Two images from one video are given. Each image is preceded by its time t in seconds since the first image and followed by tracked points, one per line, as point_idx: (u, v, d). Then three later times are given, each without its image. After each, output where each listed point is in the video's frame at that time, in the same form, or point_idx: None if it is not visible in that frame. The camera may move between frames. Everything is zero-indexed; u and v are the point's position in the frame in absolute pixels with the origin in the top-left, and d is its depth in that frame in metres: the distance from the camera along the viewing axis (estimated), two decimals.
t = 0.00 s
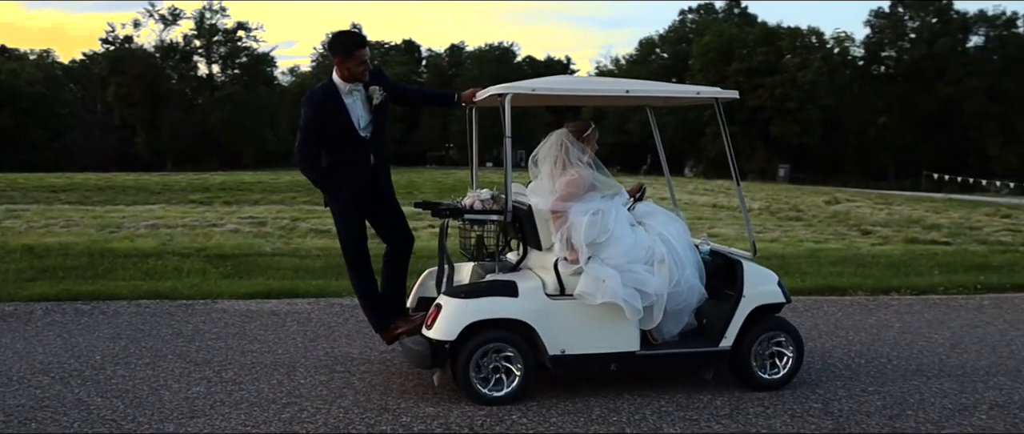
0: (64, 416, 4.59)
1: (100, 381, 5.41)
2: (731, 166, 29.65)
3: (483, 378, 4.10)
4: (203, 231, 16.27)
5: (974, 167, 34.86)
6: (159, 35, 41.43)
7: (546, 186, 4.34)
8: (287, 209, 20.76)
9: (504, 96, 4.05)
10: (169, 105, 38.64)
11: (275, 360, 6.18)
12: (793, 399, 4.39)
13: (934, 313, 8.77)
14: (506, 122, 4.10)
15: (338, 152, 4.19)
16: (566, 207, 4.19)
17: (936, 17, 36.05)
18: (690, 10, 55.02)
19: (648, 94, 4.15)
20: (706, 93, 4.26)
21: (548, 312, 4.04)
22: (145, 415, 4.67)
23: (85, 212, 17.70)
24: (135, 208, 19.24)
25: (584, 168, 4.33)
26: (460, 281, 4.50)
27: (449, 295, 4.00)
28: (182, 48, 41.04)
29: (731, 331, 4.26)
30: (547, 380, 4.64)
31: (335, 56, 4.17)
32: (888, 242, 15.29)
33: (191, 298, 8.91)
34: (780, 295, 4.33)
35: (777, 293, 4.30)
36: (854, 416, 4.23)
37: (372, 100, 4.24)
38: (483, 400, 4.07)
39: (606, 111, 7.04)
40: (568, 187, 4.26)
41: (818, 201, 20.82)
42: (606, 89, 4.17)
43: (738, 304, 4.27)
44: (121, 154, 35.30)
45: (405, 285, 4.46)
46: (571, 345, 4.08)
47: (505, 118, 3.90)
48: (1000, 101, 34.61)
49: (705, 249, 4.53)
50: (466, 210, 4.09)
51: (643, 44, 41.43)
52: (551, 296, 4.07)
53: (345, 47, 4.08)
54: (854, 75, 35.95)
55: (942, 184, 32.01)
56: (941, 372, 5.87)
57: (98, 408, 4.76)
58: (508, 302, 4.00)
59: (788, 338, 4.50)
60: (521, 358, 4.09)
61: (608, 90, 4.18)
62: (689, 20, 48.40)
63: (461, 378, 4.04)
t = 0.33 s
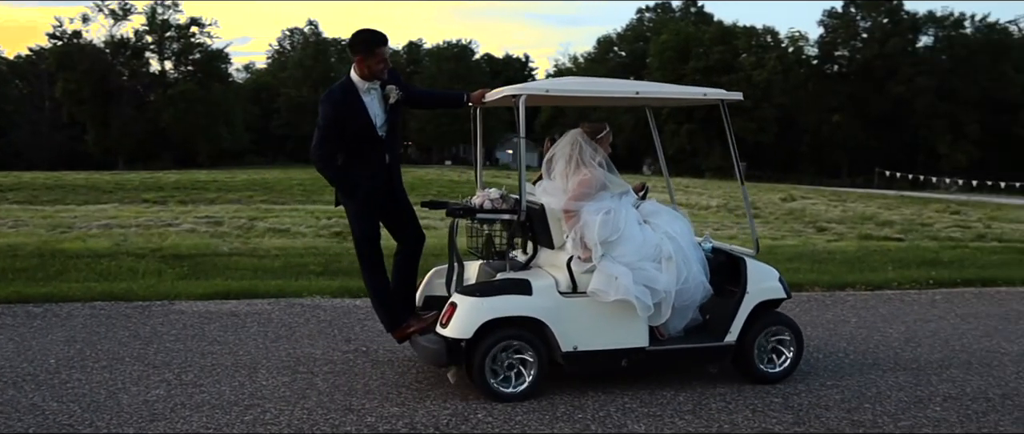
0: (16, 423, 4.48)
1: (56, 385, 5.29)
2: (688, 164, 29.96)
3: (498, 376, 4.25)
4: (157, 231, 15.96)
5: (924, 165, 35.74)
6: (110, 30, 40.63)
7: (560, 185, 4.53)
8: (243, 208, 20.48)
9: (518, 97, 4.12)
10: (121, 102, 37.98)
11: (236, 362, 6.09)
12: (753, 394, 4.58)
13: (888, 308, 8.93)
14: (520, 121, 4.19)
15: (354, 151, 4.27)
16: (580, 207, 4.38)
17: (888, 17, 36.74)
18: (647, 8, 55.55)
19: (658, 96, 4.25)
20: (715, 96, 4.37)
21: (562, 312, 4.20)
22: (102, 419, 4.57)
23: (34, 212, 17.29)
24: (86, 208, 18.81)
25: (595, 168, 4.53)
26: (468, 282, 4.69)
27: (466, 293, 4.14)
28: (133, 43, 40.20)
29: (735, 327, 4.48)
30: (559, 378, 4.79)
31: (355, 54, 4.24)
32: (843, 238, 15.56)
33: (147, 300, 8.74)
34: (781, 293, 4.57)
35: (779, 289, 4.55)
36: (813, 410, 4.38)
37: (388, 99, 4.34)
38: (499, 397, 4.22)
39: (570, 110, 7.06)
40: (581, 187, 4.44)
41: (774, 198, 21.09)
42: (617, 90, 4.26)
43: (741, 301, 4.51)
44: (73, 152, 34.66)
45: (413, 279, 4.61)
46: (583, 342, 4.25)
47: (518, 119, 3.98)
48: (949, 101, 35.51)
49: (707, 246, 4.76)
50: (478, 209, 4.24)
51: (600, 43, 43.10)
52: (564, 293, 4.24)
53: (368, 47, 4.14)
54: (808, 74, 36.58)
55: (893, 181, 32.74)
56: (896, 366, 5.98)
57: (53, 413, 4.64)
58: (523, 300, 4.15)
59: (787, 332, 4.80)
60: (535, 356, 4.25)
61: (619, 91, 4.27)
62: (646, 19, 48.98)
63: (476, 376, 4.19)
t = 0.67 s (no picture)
0: None
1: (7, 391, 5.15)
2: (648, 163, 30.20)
3: (510, 372, 4.33)
4: (110, 231, 15.64)
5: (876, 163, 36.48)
6: (57, 25, 39.72)
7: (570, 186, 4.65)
8: (199, 208, 20.07)
9: (529, 98, 4.18)
10: (71, 98, 37.15)
11: (195, 365, 5.99)
12: (715, 390, 4.70)
13: (844, 304, 9.09)
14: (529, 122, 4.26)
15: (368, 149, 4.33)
16: (591, 205, 4.49)
17: (841, 17, 37.41)
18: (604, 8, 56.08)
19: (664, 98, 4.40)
20: (718, 98, 4.52)
21: (571, 308, 4.30)
22: (55, 424, 4.47)
23: None
24: (35, 209, 18.30)
25: (606, 168, 4.65)
26: (474, 281, 4.79)
27: (480, 291, 4.22)
28: (82, 39, 39.38)
29: (736, 321, 4.64)
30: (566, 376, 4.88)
31: (373, 51, 4.35)
32: (799, 235, 15.82)
33: (100, 302, 8.53)
34: (780, 289, 4.72)
35: (778, 284, 4.72)
36: (773, 405, 4.49)
37: (402, 97, 4.45)
38: (508, 392, 4.32)
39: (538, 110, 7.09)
40: (591, 187, 4.56)
41: (731, 196, 21.36)
42: (627, 93, 4.38)
43: (743, 296, 4.68)
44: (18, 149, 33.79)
45: (422, 274, 4.70)
46: (593, 338, 4.35)
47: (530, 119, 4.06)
48: (899, 100, 36.36)
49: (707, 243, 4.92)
50: (488, 208, 4.33)
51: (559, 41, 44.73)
52: (574, 290, 4.34)
53: (386, 43, 4.26)
54: (763, 73, 37.23)
55: (846, 178, 33.37)
56: (853, 361, 6.08)
57: (6, 420, 4.52)
58: (534, 297, 4.25)
59: (786, 329, 4.97)
60: (546, 353, 4.34)
61: (628, 94, 4.38)
62: (602, 18, 49.45)
63: (489, 373, 4.27)
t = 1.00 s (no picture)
0: None
1: None
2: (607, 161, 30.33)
3: (521, 368, 4.55)
4: (60, 231, 15.36)
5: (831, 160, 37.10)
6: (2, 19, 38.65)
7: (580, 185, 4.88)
8: (153, 208, 19.71)
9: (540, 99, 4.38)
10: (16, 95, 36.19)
11: (152, 368, 5.86)
12: (678, 388, 4.90)
13: (802, 300, 9.22)
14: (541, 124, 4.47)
15: (384, 149, 4.51)
16: (601, 205, 4.71)
17: (796, 17, 37.99)
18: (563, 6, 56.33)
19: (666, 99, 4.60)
20: (721, 99, 4.80)
21: (579, 305, 4.53)
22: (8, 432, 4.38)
23: None
24: None
25: (614, 169, 4.88)
26: (479, 279, 4.97)
27: (494, 291, 4.42)
28: (29, 34, 38.50)
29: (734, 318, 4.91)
30: (577, 370, 5.11)
31: (387, 52, 4.52)
32: (757, 232, 16.02)
33: (53, 305, 8.32)
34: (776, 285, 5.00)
35: (774, 281, 4.99)
36: (734, 402, 4.70)
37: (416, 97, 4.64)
38: (517, 389, 4.53)
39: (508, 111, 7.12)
40: (600, 187, 4.78)
41: (691, 193, 21.58)
42: (634, 94, 4.60)
43: (741, 291, 4.95)
44: None
45: (429, 270, 4.90)
46: (600, 335, 4.59)
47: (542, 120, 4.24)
48: (853, 98, 37.02)
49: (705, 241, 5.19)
50: (497, 208, 4.57)
51: (518, 39, 45.64)
52: (583, 287, 4.57)
53: (400, 42, 4.45)
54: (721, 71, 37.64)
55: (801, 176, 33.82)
56: (812, 356, 6.14)
57: None
58: (546, 296, 4.47)
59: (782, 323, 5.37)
60: (555, 349, 4.57)
61: (635, 95, 4.60)
62: (561, 15, 49.80)
63: (500, 370, 4.48)
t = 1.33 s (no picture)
0: None
1: None
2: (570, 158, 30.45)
3: (530, 366, 4.72)
4: (11, 232, 15.02)
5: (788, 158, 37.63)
6: None
7: (588, 184, 5.03)
8: (108, 208, 19.32)
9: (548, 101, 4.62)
10: None
11: (107, 374, 5.70)
12: (641, 388, 4.94)
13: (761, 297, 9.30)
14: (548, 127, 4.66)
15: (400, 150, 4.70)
16: (609, 205, 4.87)
17: (753, 16, 38.30)
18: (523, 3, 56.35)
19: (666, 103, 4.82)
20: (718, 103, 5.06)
21: (586, 303, 4.71)
22: None
23: None
24: None
25: (620, 170, 5.04)
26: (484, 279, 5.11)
27: (504, 289, 4.58)
28: None
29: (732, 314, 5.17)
30: (580, 367, 5.27)
31: (402, 52, 4.69)
32: (717, 230, 16.16)
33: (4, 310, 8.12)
34: (770, 280, 5.29)
35: (767, 276, 5.29)
36: (697, 400, 4.74)
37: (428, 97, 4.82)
38: (527, 386, 4.70)
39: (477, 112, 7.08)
40: (607, 188, 4.94)
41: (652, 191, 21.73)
42: (637, 99, 4.84)
43: (739, 286, 5.22)
44: None
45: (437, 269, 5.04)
46: (605, 333, 4.79)
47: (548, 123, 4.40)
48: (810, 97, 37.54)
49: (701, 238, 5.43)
50: (503, 208, 4.76)
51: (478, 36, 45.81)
52: (588, 285, 4.77)
53: (414, 43, 4.62)
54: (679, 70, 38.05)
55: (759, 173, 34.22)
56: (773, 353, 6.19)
57: None
58: (554, 293, 4.65)
59: (776, 319, 5.47)
60: (563, 347, 4.75)
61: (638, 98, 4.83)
62: (520, 13, 49.99)
63: (510, 368, 4.65)
